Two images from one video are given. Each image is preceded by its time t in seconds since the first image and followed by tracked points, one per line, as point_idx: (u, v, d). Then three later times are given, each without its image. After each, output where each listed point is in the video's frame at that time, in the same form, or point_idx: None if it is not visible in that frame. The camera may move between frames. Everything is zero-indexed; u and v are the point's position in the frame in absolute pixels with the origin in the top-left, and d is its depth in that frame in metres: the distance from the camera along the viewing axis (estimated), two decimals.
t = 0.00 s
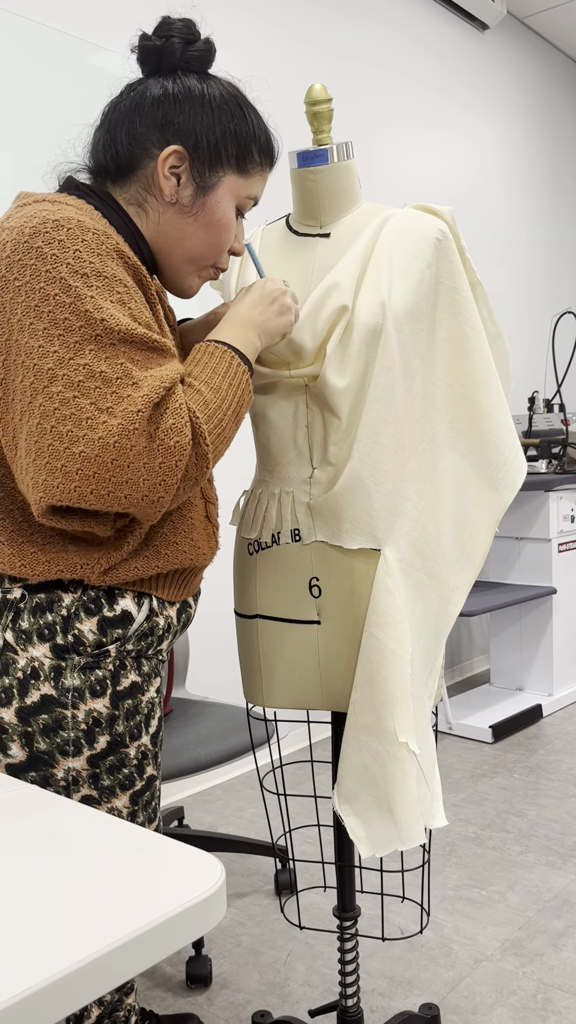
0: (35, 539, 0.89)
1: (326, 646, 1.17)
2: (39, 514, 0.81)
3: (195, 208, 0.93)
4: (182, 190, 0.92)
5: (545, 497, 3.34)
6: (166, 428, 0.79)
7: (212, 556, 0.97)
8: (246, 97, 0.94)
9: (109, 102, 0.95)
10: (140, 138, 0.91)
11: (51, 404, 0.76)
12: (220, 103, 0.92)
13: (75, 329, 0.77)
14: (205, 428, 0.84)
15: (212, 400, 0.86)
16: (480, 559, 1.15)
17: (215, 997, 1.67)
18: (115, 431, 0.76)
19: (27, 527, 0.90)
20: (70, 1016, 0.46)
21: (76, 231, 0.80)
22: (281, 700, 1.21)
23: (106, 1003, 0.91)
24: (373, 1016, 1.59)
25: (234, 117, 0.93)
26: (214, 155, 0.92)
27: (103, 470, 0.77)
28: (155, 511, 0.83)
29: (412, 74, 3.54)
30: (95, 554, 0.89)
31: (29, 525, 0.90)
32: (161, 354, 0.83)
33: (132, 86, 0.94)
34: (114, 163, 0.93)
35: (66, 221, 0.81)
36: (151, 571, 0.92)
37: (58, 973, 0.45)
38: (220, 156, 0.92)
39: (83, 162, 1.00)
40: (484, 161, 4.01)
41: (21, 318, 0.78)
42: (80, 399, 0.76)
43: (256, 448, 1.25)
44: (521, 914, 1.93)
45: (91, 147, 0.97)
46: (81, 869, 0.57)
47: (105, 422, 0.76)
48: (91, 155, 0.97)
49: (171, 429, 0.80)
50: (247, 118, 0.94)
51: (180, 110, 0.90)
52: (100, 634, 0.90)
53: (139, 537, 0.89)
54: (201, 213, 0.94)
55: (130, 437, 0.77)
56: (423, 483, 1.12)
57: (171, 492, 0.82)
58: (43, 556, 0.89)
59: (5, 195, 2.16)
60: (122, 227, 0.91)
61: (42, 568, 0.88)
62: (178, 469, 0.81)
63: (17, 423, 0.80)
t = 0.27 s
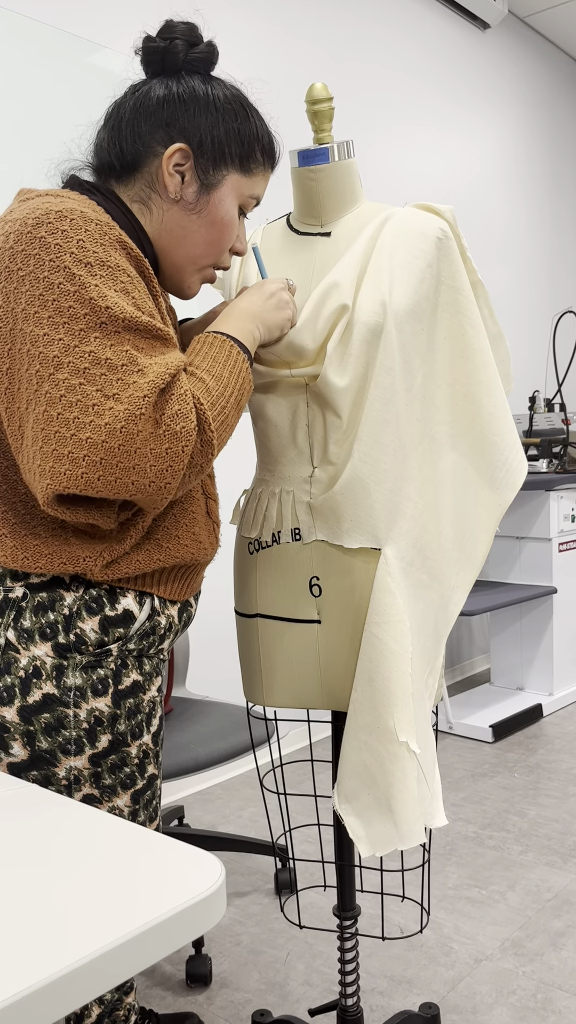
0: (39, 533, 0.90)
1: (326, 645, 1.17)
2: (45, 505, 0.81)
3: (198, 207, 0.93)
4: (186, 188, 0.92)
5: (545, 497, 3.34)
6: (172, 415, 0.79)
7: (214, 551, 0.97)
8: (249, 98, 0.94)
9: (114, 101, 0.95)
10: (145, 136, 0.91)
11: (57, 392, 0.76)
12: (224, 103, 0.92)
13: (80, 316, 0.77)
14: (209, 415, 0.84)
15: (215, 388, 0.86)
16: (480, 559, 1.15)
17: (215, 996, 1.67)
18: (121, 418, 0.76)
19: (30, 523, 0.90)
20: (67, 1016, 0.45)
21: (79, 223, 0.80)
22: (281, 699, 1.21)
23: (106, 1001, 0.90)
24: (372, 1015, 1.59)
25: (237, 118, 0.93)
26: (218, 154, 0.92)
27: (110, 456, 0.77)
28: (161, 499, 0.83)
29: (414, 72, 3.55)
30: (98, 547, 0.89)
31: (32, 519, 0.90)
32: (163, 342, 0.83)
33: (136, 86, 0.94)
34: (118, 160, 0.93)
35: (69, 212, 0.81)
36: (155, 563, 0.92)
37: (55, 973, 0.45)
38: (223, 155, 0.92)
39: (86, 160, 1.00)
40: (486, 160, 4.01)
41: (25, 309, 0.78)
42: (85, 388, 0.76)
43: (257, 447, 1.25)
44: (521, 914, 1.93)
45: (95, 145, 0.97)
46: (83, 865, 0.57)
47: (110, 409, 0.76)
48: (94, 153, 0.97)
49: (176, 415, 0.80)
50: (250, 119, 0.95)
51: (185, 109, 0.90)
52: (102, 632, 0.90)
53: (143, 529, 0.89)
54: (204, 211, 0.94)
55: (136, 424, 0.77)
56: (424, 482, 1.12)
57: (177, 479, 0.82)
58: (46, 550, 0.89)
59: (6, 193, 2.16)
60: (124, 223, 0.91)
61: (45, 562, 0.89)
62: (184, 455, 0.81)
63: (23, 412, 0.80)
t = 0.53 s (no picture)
0: (41, 529, 0.90)
1: (328, 644, 1.17)
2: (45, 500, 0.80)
3: (201, 206, 0.93)
4: (190, 186, 0.92)
5: (546, 496, 3.33)
6: (172, 411, 0.79)
7: (215, 551, 0.97)
8: (252, 99, 0.94)
9: (117, 100, 0.95)
10: (148, 135, 0.91)
11: (57, 386, 0.76)
12: (228, 102, 0.92)
13: (81, 311, 0.77)
14: (209, 412, 0.84)
15: (215, 386, 0.86)
16: (482, 559, 1.15)
17: (216, 995, 1.67)
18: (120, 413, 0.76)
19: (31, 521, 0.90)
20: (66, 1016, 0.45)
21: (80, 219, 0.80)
22: (283, 699, 1.21)
23: (107, 1000, 0.90)
24: (373, 1014, 1.58)
25: (241, 118, 0.93)
26: (221, 153, 0.92)
27: (110, 452, 0.76)
28: (160, 497, 0.83)
29: (415, 71, 3.54)
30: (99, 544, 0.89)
31: (34, 517, 0.90)
32: (164, 339, 0.83)
33: (140, 86, 0.94)
34: (122, 158, 0.93)
35: (71, 208, 0.81)
36: (154, 562, 0.92)
37: (53, 974, 0.45)
38: (227, 154, 0.92)
39: (89, 158, 1.00)
40: (487, 159, 4.00)
41: (26, 304, 0.78)
42: (85, 382, 0.76)
43: (258, 446, 1.25)
44: (522, 914, 1.93)
45: (99, 144, 0.97)
46: (85, 864, 0.57)
47: (111, 404, 0.76)
48: (98, 151, 0.97)
49: (177, 412, 0.79)
50: (253, 119, 0.94)
51: (189, 108, 0.90)
52: (103, 631, 0.90)
53: (142, 528, 0.89)
54: (208, 209, 0.93)
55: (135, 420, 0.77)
56: (425, 481, 1.12)
57: (177, 476, 0.81)
58: (47, 547, 0.89)
59: (8, 192, 2.16)
60: (127, 221, 0.90)
61: (46, 558, 0.89)
62: (184, 452, 0.80)
63: (24, 407, 0.80)
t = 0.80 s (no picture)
0: (43, 528, 0.90)
1: (330, 643, 1.17)
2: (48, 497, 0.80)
3: (204, 205, 0.93)
4: (192, 185, 0.92)
5: (548, 496, 3.33)
6: (174, 410, 0.79)
7: (217, 550, 0.97)
8: (254, 99, 0.94)
9: (120, 101, 0.95)
10: (151, 134, 0.91)
11: (60, 385, 0.76)
12: (230, 102, 0.92)
13: (83, 310, 0.77)
14: (212, 411, 0.84)
15: (218, 384, 0.86)
16: (484, 559, 1.15)
17: (217, 994, 1.67)
18: (123, 411, 0.76)
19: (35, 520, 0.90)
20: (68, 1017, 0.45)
21: (83, 218, 0.80)
22: (284, 699, 1.21)
23: (109, 1000, 0.90)
24: (374, 1014, 1.58)
25: (243, 117, 0.93)
26: (224, 153, 0.92)
27: (112, 450, 0.76)
28: (162, 496, 0.83)
29: (417, 71, 3.54)
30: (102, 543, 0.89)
31: (36, 515, 0.90)
32: (167, 337, 0.83)
33: (142, 87, 0.94)
34: (125, 157, 0.93)
35: (73, 207, 0.81)
36: (157, 561, 0.92)
37: (55, 974, 0.45)
38: (230, 153, 0.92)
39: (92, 158, 1.00)
40: (489, 159, 4.00)
41: (29, 302, 0.78)
42: (88, 381, 0.76)
43: (260, 445, 1.25)
44: (523, 913, 1.93)
45: (102, 144, 0.97)
46: (87, 863, 0.57)
47: (113, 403, 0.76)
48: (101, 151, 0.97)
49: (179, 410, 0.79)
50: (255, 118, 0.94)
51: (191, 108, 0.90)
52: (106, 629, 0.90)
53: (144, 527, 0.89)
54: (210, 209, 0.93)
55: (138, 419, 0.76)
56: (427, 480, 1.12)
57: (179, 475, 0.81)
58: (49, 545, 0.89)
59: (10, 191, 2.16)
60: (130, 220, 0.90)
61: (48, 557, 0.89)
62: (186, 450, 0.80)
63: (26, 405, 0.80)
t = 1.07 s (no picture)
0: (44, 527, 0.90)
1: (331, 643, 1.17)
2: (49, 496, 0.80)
3: (205, 203, 0.93)
4: (194, 184, 0.92)
5: (549, 496, 3.33)
6: (176, 409, 0.79)
7: (218, 550, 0.97)
8: (255, 98, 0.94)
9: (121, 101, 0.95)
10: (153, 134, 0.91)
11: (62, 384, 0.76)
12: (231, 101, 0.92)
13: (85, 308, 0.77)
14: (214, 410, 0.84)
15: (220, 383, 0.86)
16: (486, 559, 1.15)
17: (217, 994, 1.67)
18: (125, 410, 0.76)
19: (36, 519, 0.90)
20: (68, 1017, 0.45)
21: (85, 217, 0.80)
22: (285, 699, 1.21)
23: (109, 1000, 0.90)
24: (375, 1014, 1.58)
25: (243, 115, 0.93)
26: (226, 151, 0.92)
27: (114, 449, 0.76)
28: (164, 495, 0.83)
29: (418, 71, 3.53)
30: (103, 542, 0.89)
31: (38, 514, 0.90)
32: (169, 337, 0.83)
33: (144, 87, 0.94)
34: (127, 157, 0.93)
35: (75, 206, 0.81)
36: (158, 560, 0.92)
37: (55, 974, 0.45)
38: (231, 152, 0.92)
39: (94, 157, 1.00)
40: (491, 158, 4.00)
41: (30, 301, 0.78)
42: (90, 380, 0.76)
43: (262, 444, 1.25)
44: (524, 913, 1.93)
45: (103, 143, 0.97)
46: (87, 863, 0.57)
47: (115, 402, 0.76)
48: (103, 150, 0.97)
49: (181, 409, 0.79)
50: (256, 116, 0.94)
51: (193, 107, 0.90)
52: (106, 629, 0.90)
53: (146, 526, 0.89)
54: (212, 208, 0.93)
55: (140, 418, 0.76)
56: (428, 480, 1.12)
57: (181, 474, 0.81)
58: (50, 544, 0.89)
59: (11, 191, 2.16)
60: (132, 219, 0.90)
61: (50, 556, 0.89)
62: (188, 449, 0.80)
63: (28, 404, 0.80)
